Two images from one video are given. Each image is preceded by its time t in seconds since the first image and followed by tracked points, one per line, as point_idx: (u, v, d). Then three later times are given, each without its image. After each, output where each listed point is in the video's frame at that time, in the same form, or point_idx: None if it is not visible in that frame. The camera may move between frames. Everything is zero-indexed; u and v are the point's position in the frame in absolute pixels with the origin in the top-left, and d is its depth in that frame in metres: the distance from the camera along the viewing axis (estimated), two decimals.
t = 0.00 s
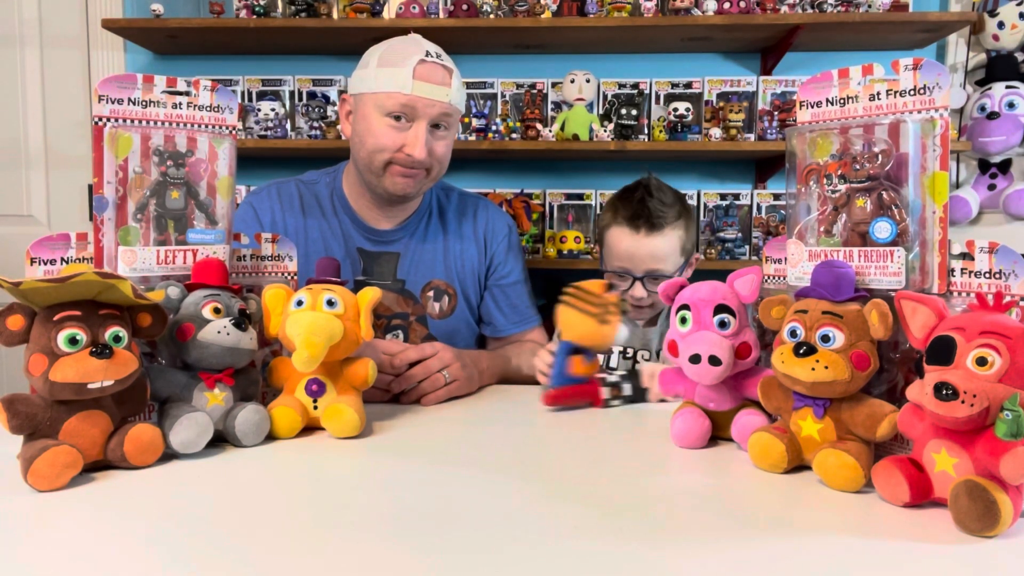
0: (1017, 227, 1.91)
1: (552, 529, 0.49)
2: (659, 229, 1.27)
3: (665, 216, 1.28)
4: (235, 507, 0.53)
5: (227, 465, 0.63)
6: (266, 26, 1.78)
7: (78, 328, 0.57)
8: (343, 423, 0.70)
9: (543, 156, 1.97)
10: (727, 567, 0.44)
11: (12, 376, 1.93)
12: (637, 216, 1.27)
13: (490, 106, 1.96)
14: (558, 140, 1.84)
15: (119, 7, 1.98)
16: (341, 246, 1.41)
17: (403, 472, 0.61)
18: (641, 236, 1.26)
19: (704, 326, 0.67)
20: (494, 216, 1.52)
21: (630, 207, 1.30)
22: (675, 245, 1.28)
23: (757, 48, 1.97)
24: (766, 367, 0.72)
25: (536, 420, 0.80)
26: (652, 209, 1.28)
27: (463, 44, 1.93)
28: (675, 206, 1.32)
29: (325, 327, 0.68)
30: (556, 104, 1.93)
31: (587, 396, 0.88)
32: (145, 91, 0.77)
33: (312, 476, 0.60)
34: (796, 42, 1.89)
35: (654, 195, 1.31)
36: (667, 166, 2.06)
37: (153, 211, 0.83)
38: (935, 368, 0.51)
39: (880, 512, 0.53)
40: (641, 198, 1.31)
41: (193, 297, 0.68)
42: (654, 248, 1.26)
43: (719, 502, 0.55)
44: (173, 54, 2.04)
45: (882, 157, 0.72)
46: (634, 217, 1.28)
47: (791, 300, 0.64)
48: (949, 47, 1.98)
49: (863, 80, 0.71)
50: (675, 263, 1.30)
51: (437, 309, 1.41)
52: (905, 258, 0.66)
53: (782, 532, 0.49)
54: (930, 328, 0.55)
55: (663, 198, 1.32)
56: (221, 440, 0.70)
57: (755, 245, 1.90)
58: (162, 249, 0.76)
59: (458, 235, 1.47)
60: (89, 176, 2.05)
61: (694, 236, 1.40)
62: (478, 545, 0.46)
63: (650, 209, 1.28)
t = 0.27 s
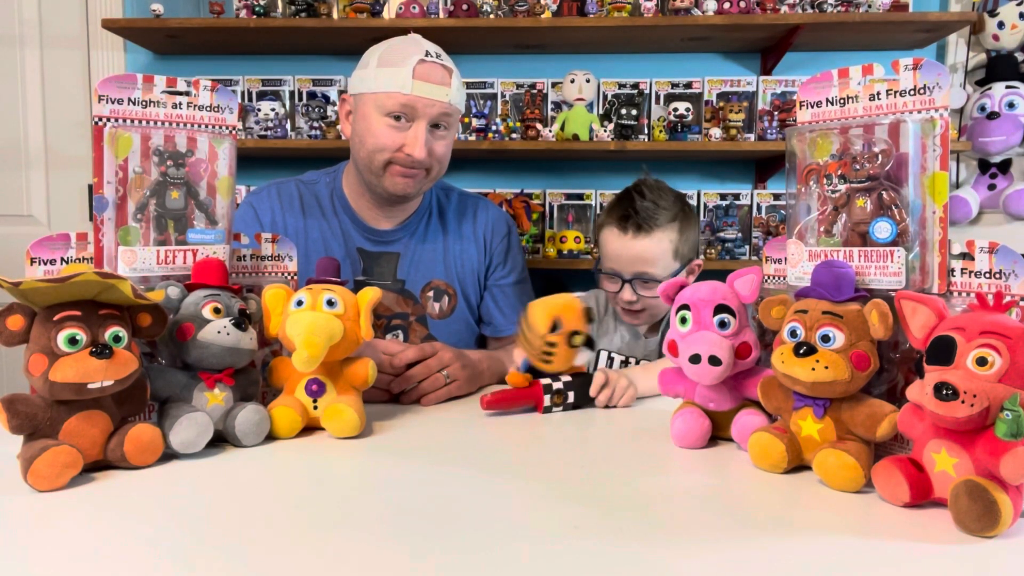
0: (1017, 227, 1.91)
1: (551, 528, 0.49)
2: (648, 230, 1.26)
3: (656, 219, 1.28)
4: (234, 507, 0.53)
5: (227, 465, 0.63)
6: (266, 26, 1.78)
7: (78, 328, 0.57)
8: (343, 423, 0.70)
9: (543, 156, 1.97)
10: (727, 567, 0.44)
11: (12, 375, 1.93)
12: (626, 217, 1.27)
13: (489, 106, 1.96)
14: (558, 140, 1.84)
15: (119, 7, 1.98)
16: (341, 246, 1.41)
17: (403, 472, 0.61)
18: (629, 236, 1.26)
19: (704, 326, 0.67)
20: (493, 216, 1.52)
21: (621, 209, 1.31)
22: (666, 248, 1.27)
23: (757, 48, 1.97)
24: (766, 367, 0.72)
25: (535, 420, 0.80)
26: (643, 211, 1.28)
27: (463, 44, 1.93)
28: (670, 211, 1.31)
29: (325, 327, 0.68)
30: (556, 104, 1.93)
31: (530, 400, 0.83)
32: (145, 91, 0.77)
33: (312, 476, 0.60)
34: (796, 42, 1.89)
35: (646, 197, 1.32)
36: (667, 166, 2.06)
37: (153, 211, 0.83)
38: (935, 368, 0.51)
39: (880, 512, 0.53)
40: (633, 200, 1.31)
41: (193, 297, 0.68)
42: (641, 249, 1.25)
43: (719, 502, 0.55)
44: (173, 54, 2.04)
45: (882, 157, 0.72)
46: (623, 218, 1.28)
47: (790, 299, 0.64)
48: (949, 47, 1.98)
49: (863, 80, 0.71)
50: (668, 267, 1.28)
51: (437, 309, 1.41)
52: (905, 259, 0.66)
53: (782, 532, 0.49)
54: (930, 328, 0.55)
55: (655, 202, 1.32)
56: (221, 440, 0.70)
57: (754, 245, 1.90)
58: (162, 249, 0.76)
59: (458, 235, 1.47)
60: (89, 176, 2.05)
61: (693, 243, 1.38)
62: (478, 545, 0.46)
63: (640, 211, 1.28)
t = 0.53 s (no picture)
0: (1017, 227, 1.91)
1: (551, 529, 0.49)
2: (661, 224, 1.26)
3: (670, 214, 1.27)
4: (235, 507, 0.53)
5: (227, 465, 0.63)
6: (266, 26, 1.78)
7: (78, 328, 0.57)
8: (343, 423, 0.70)
9: (543, 156, 1.97)
10: (727, 567, 0.44)
11: (12, 375, 1.93)
12: (643, 211, 1.27)
13: (490, 106, 1.96)
14: (558, 140, 1.84)
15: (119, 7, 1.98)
16: (341, 246, 1.41)
17: (402, 472, 0.61)
18: (642, 229, 1.26)
19: (704, 326, 0.67)
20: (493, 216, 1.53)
21: (637, 203, 1.30)
22: (677, 245, 1.26)
23: (757, 48, 1.97)
24: (766, 367, 0.72)
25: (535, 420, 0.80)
26: (660, 206, 1.28)
27: (463, 44, 1.93)
28: (686, 209, 1.30)
29: (325, 327, 0.68)
30: (556, 104, 1.93)
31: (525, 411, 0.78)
32: (145, 91, 0.77)
33: (312, 476, 0.60)
34: (796, 42, 1.89)
35: (664, 192, 1.31)
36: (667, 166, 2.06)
37: (152, 211, 0.83)
38: (935, 368, 0.51)
39: (880, 512, 0.53)
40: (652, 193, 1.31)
41: (193, 297, 0.68)
42: (653, 242, 1.25)
43: (719, 502, 0.55)
44: (173, 54, 2.04)
45: (882, 157, 0.72)
46: (638, 210, 1.28)
47: (791, 299, 0.64)
48: (949, 47, 1.98)
49: (863, 80, 0.71)
50: (677, 267, 1.27)
51: (437, 309, 1.41)
52: (906, 259, 0.66)
53: (782, 532, 0.49)
54: (930, 328, 0.55)
55: (675, 198, 1.31)
56: (221, 440, 0.70)
57: (754, 245, 1.90)
58: (162, 249, 0.76)
59: (458, 235, 1.48)
60: (90, 176, 2.05)
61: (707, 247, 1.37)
62: (478, 545, 0.46)
63: (656, 204, 1.28)
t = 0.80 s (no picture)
0: (1017, 227, 1.91)
1: (551, 529, 0.49)
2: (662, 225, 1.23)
3: (673, 216, 1.24)
4: (235, 507, 0.53)
5: (227, 465, 0.63)
6: (266, 26, 1.78)
7: (78, 328, 0.57)
8: (343, 423, 0.70)
9: (543, 156, 1.97)
10: (727, 567, 0.44)
11: (12, 375, 1.93)
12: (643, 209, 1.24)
13: (489, 106, 1.96)
14: (558, 140, 1.84)
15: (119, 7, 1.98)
16: (341, 246, 1.41)
17: (402, 472, 0.61)
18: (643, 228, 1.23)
19: (704, 326, 0.67)
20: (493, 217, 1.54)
21: (639, 201, 1.28)
22: (677, 248, 1.23)
23: (757, 48, 1.97)
24: (766, 368, 0.72)
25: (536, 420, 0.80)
26: (661, 205, 1.25)
27: (463, 44, 1.93)
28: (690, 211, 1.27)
29: (325, 327, 0.68)
30: (556, 104, 1.93)
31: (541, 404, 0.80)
32: (145, 91, 0.77)
33: (312, 476, 0.60)
34: (796, 42, 1.89)
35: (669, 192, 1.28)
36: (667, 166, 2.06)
37: (152, 211, 0.83)
38: (935, 368, 0.51)
39: (880, 512, 0.53)
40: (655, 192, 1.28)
41: (193, 297, 0.68)
42: (652, 243, 1.21)
43: (720, 502, 0.55)
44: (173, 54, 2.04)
45: (882, 157, 0.72)
46: (640, 210, 1.25)
47: (790, 300, 0.64)
48: (949, 47, 1.98)
49: (863, 80, 0.71)
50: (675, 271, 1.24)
51: (437, 309, 1.40)
52: (906, 259, 0.66)
53: (782, 533, 0.49)
54: (930, 328, 0.55)
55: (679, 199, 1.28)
56: (221, 440, 0.70)
57: (754, 245, 1.90)
58: (162, 249, 0.76)
59: (458, 234, 1.48)
60: (90, 176, 2.05)
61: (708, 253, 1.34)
62: (478, 545, 0.46)
63: (658, 204, 1.25)
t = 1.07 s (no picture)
0: (1017, 227, 1.91)
1: (551, 529, 0.49)
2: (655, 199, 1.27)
3: (665, 191, 1.28)
4: (234, 507, 0.53)
5: (227, 465, 0.63)
6: (266, 26, 1.78)
7: (78, 328, 0.57)
8: (343, 423, 0.70)
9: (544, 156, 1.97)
10: (727, 567, 0.44)
11: (12, 374, 1.93)
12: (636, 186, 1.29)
13: (489, 106, 1.95)
14: (558, 140, 1.84)
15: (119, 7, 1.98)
16: (341, 246, 1.41)
17: (402, 472, 0.61)
18: (635, 204, 1.27)
19: (703, 326, 0.67)
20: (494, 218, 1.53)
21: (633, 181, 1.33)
22: (670, 221, 1.27)
23: (757, 48, 1.97)
24: (766, 368, 0.71)
25: (536, 420, 0.80)
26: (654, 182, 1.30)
27: (463, 44, 1.93)
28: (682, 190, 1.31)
29: (325, 327, 0.68)
30: (556, 104, 1.93)
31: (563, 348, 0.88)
32: (145, 91, 0.77)
33: (312, 476, 0.60)
34: (796, 42, 1.89)
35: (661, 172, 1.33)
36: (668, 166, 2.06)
37: (153, 211, 0.83)
38: (935, 368, 0.51)
39: (881, 512, 0.53)
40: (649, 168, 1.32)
41: (193, 297, 0.68)
42: (645, 216, 1.26)
43: (720, 502, 0.55)
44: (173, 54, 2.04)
45: (882, 157, 0.72)
46: (633, 187, 1.30)
47: (790, 300, 0.64)
48: (949, 47, 1.98)
49: (863, 80, 0.71)
50: (669, 245, 1.28)
51: (437, 309, 1.41)
52: (905, 259, 0.66)
53: (782, 533, 0.49)
54: (930, 328, 0.55)
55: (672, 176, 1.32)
56: (221, 440, 0.70)
57: (754, 245, 1.90)
58: (162, 249, 0.76)
59: (458, 235, 1.48)
60: (90, 176, 2.05)
61: (704, 231, 1.37)
62: (478, 545, 0.46)
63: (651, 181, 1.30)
